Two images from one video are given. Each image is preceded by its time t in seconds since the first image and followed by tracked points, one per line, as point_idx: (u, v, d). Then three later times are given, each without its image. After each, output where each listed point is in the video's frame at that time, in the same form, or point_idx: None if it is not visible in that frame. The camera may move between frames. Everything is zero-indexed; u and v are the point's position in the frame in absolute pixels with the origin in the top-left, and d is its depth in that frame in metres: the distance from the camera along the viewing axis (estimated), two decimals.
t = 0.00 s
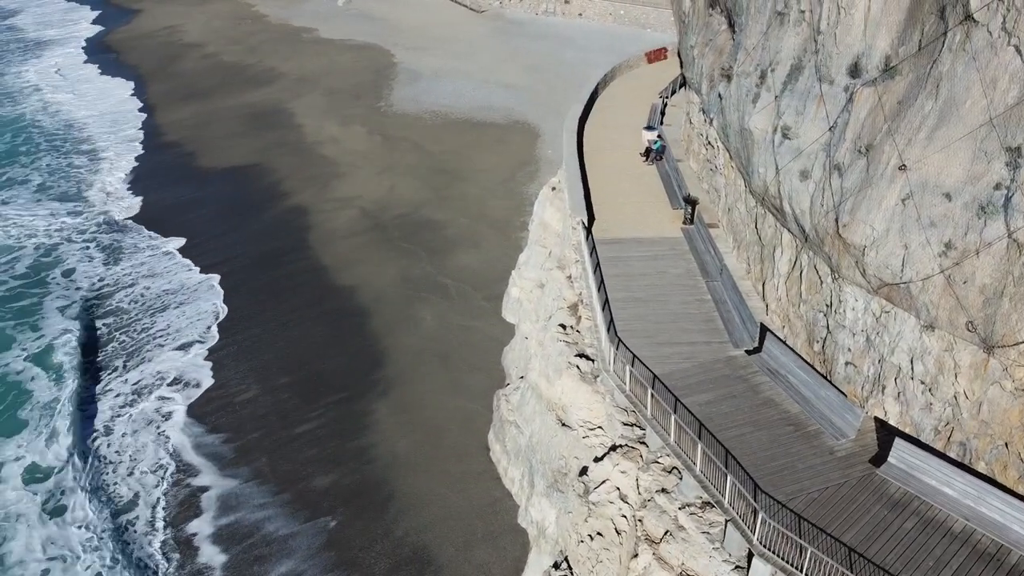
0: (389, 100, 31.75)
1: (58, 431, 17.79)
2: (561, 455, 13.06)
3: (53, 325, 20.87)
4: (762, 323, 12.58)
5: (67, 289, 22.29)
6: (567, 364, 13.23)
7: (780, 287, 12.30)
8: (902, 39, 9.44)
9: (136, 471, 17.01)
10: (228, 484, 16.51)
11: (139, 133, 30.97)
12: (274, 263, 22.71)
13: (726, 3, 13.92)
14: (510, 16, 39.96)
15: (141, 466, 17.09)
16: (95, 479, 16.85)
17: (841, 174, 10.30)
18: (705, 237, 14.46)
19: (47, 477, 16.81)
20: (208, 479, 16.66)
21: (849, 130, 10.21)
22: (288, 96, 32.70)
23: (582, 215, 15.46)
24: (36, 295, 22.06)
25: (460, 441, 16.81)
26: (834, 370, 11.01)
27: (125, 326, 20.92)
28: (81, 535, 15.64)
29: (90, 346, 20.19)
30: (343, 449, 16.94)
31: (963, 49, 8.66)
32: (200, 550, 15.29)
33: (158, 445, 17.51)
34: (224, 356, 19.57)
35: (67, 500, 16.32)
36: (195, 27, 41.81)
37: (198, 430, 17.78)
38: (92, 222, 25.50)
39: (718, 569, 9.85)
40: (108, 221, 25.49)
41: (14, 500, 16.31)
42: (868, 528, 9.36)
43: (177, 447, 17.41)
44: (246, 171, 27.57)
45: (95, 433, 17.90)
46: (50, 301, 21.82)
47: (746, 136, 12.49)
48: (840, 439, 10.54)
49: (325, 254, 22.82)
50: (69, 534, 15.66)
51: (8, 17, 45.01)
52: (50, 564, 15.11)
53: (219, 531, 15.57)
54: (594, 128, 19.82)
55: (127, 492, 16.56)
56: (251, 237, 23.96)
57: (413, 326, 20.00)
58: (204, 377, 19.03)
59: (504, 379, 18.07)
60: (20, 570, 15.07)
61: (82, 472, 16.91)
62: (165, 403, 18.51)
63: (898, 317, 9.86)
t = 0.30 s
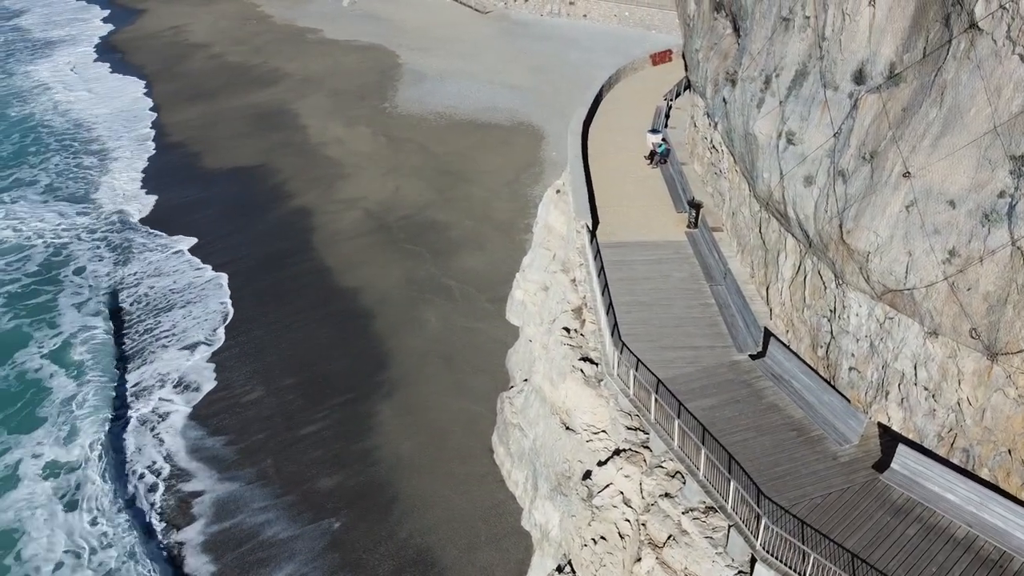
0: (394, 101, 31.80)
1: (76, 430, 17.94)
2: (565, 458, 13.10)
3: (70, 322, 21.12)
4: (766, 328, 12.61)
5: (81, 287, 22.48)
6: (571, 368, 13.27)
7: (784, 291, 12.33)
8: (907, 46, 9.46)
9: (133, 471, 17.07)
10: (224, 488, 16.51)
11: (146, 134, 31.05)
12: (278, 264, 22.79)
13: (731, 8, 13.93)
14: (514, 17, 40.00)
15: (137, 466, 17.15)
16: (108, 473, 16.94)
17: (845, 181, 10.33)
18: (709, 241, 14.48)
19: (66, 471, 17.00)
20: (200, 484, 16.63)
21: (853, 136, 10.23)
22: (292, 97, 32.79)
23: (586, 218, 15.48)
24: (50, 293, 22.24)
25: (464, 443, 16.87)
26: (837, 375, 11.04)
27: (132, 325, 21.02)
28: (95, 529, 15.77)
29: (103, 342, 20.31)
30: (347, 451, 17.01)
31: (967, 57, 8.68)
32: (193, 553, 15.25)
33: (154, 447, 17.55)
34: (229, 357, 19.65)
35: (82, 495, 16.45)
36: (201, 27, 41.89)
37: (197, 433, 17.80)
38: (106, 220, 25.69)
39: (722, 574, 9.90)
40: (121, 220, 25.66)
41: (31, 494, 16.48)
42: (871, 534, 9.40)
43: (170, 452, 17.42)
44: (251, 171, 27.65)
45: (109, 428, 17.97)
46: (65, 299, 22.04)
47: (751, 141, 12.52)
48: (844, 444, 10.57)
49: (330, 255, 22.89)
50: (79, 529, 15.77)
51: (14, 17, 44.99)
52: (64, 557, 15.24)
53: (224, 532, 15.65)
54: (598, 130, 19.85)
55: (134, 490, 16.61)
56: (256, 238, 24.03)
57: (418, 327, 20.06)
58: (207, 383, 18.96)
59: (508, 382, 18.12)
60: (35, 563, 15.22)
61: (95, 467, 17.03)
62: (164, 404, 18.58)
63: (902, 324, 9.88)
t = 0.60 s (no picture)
0: (402, 102, 31.85)
1: (97, 427, 18.08)
2: (571, 461, 13.13)
3: (89, 318, 21.27)
4: (773, 332, 12.61)
5: (98, 283, 22.63)
6: (578, 370, 13.28)
7: (792, 295, 12.32)
8: (916, 51, 9.45)
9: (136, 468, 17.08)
10: (224, 490, 16.56)
11: (156, 133, 31.17)
12: (286, 265, 22.87)
13: (740, 11, 13.92)
14: (523, 17, 40.04)
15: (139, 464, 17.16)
16: (133, 465, 17.09)
17: (854, 186, 10.33)
18: (717, 244, 14.48)
19: (89, 465, 17.14)
20: (200, 487, 16.69)
21: (862, 141, 10.23)
22: (301, 97, 32.87)
23: (594, 221, 15.48)
24: (67, 288, 22.39)
25: (471, 444, 16.92)
26: (844, 380, 11.04)
27: (144, 322, 21.10)
28: (115, 522, 15.96)
29: (122, 339, 20.46)
30: (354, 451, 17.08)
31: (977, 63, 8.68)
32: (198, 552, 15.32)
33: (156, 446, 17.62)
34: (238, 356, 19.74)
35: (103, 488, 16.65)
36: (209, 27, 41.99)
37: (204, 433, 17.89)
38: (123, 218, 25.84)
39: None
40: (138, 218, 25.80)
41: (52, 488, 16.67)
42: (878, 539, 9.41)
43: (171, 452, 17.45)
44: (260, 171, 27.74)
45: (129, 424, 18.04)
46: (83, 294, 22.20)
47: (759, 144, 12.52)
48: (851, 450, 10.58)
49: (337, 256, 22.95)
50: (98, 522, 15.96)
51: (24, 15, 45.16)
52: (85, 550, 15.45)
53: (232, 531, 15.74)
54: (606, 132, 19.85)
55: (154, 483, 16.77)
56: (264, 238, 24.11)
57: (424, 328, 20.11)
58: (209, 387, 18.97)
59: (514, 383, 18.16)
60: (56, 556, 15.43)
61: (116, 462, 17.21)
62: (168, 402, 18.70)
63: (910, 329, 9.87)
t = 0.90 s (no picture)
0: (414, 101, 31.93)
1: (122, 420, 18.30)
2: (581, 461, 13.14)
3: (111, 311, 21.50)
4: (785, 335, 12.58)
5: (120, 277, 22.89)
6: (589, 371, 13.28)
7: (804, 298, 12.28)
8: (932, 54, 9.40)
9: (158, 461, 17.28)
10: (237, 485, 16.71)
11: (171, 131, 31.35)
12: (298, 263, 22.97)
13: (755, 12, 13.87)
14: (536, 17, 40.04)
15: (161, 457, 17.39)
16: (157, 457, 17.36)
17: (867, 189, 10.29)
18: (729, 246, 14.45)
19: (112, 459, 17.36)
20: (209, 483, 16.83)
21: (876, 144, 10.19)
22: (314, 96, 32.99)
23: (606, 221, 15.47)
24: (90, 282, 22.63)
25: (481, 443, 16.96)
26: (856, 383, 11.00)
27: (164, 316, 21.24)
28: (139, 513, 16.21)
29: (144, 333, 20.66)
30: (365, 449, 17.15)
31: (993, 67, 8.63)
32: (217, 542, 15.60)
33: (179, 438, 17.81)
34: (251, 353, 19.86)
35: (128, 479, 16.89)
36: (224, 26, 42.19)
37: (225, 426, 18.02)
38: (144, 214, 26.08)
39: None
40: (159, 213, 26.03)
41: (74, 480, 16.90)
42: (888, 544, 9.39)
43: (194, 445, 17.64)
44: (273, 170, 27.86)
45: (153, 419, 18.25)
46: (105, 288, 22.43)
47: (772, 146, 12.48)
48: (862, 454, 10.56)
49: (349, 255, 23.03)
50: (122, 514, 16.17)
51: (40, 13, 45.43)
52: (111, 540, 15.70)
53: (245, 527, 15.86)
54: (619, 133, 19.82)
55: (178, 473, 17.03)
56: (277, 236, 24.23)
57: (435, 327, 20.16)
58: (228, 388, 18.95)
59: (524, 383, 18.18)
60: (80, 547, 15.65)
61: (140, 454, 17.47)
62: (186, 394, 18.81)
63: (923, 333, 9.83)
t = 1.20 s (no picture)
0: (432, 101, 32.00)
1: (149, 412, 18.49)
2: (595, 462, 13.13)
3: (137, 305, 21.74)
4: (802, 338, 12.51)
5: (144, 270, 23.14)
6: (604, 372, 13.25)
7: (821, 302, 12.21)
8: (954, 58, 9.32)
9: (186, 453, 17.50)
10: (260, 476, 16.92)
11: (191, 129, 31.60)
12: (314, 260, 23.10)
13: (775, 14, 13.80)
14: (554, 17, 40.02)
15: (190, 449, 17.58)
16: (184, 450, 17.57)
17: (887, 192, 10.22)
18: (746, 249, 14.39)
19: (139, 450, 17.57)
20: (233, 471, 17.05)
21: (896, 148, 10.11)
22: (332, 95, 33.13)
23: (622, 222, 15.43)
24: (116, 275, 22.91)
25: (495, 443, 17.00)
26: (874, 388, 10.92)
27: (191, 310, 21.44)
28: (167, 503, 16.43)
29: (170, 327, 20.86)
30: (379, 447, 17.24)
31: (1017, 70, 8.53)
32: (246, 530, 15.88)
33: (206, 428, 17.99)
34: (268, 349, 19.99)
35: (156, 470, 17.10)
36: (243, 24, 42.46)
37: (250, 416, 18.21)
38: (168, 209, 26.33)
39: None
40: (183, 209, 26.28)
41: (100, 471, 17.13)
42: (904, 551, 9.33)
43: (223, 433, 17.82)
44: (291, 168, 28.01)
45: (180, 412, 18.44)
46: (131, 281, 22.70)
47: (791, 149, 12.42)
48: (879, 459, 10.49)
49: (365, 253, 23.11)
50: (149, 506, 16.37)
51: (62, 11, 45.85)
52: (139, 531, 15.92)
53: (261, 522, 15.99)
54: (636, 133, 19.77)
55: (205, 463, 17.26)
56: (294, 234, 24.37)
57: (451, 327, 20.21)
58: (253, 382, 19.06)
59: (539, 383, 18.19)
60: (107, 538, 15.86)
61: (169, 446, 17.64)
62: (212, 387, 19.03)
63: (942, 339, 9.75)
